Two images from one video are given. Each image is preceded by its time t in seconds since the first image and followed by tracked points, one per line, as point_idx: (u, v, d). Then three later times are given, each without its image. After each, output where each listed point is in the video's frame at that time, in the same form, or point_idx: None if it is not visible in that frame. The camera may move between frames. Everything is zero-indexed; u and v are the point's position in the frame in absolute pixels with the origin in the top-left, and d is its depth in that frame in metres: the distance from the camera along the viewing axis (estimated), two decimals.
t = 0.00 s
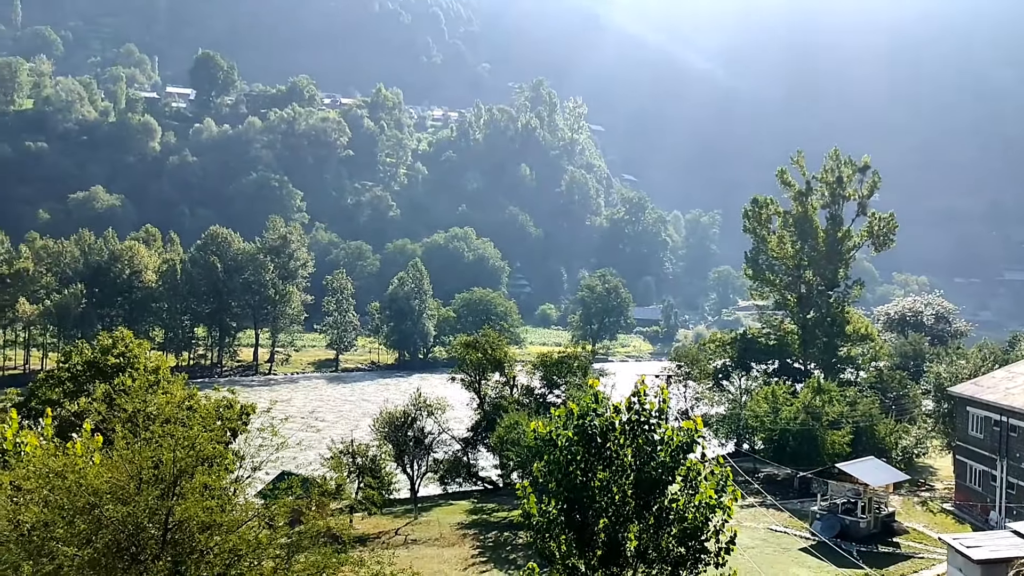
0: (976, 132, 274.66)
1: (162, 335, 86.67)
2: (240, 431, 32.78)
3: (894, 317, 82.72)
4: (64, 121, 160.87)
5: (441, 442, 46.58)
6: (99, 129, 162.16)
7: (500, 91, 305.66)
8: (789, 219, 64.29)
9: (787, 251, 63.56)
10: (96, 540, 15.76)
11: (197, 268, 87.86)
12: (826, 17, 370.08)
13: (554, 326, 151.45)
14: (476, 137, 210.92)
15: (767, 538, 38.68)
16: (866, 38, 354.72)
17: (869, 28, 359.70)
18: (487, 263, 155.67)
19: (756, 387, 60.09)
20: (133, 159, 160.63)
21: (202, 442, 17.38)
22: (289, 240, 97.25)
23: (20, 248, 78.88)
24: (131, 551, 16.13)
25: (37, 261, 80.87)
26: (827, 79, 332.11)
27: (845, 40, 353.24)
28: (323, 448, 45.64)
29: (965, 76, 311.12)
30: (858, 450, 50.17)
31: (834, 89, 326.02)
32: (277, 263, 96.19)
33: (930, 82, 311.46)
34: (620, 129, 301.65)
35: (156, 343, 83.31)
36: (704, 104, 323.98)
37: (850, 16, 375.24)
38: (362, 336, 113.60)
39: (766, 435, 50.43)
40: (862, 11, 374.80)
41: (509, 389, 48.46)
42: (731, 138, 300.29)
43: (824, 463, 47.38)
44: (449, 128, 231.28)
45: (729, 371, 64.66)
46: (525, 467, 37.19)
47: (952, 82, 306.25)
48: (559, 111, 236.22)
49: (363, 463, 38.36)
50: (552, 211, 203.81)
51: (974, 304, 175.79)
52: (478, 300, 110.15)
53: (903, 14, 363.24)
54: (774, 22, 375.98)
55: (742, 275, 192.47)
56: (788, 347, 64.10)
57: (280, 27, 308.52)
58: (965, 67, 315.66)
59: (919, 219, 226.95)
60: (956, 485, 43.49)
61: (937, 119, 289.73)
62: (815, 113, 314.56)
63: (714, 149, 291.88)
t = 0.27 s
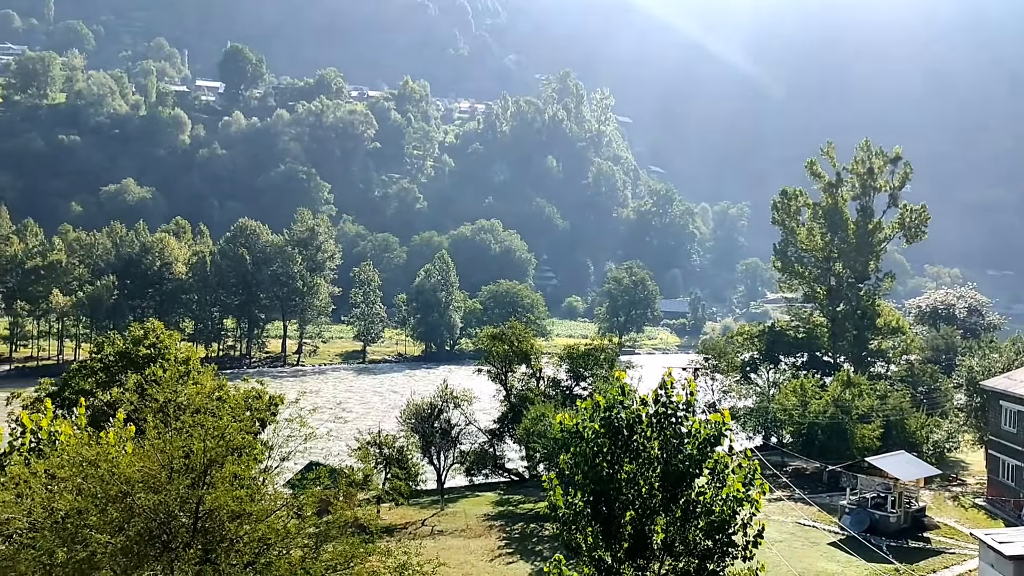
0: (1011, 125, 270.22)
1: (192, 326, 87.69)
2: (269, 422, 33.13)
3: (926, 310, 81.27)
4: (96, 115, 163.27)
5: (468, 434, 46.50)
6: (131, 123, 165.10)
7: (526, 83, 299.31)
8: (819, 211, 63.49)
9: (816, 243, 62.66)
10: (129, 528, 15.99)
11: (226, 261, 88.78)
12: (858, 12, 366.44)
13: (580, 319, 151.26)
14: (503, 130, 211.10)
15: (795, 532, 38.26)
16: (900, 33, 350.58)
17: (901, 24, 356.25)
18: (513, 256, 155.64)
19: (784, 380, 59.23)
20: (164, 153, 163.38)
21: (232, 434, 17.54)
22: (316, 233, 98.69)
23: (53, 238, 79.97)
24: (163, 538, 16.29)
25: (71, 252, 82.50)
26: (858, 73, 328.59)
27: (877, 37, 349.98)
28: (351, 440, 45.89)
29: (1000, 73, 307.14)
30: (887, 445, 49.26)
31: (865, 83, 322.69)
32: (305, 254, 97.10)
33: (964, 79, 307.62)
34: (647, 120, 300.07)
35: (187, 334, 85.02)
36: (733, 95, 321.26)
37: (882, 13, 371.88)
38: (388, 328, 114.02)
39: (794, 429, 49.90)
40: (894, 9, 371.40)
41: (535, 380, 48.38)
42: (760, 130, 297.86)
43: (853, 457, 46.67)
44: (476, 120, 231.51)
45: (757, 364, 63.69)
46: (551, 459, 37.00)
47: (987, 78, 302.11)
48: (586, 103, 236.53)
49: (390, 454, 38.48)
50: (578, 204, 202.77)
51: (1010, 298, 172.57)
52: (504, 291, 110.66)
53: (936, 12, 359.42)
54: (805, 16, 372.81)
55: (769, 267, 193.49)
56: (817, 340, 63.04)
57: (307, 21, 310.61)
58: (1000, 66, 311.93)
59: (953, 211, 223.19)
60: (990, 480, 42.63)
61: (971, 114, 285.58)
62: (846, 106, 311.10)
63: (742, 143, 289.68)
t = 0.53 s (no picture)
0: None
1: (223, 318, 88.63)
2: (298, 414, 33.38)
3: (960, 305, 79.77)
4: (129, 111, 165.33)
5: (495, 428, 46.53)
6: (162, 117, 166.95)
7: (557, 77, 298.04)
8: (851, 204, 62.33)
9: (848, 236, 61.74)
10: (162, 518, 16.28)
11: (256, 254, 89.25)
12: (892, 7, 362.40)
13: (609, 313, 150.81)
14: (531, 124, 210.96)
15: (825, 528, 37.76)
16: (934, 31, 346.02)
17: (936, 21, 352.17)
18: (541, 249, 155.27)
19: (815, 375, 58.40)
20: (195, 147, 164.90)
21: (262, 425, 17.69)
22: (345, 227, 100.14)
23: (86, 231, 81.20)
24: (196, 528, 16.62)
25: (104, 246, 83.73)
26: (892, 66, 324.16)
27: (911, 32, 345.70)
28: (380, 433, 46.23)
29: None
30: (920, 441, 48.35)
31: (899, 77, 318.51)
32: (334, 248, 98.99)
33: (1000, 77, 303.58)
34: (678, 112, 297.84)
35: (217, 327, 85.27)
36: (764, 86, 317.77)
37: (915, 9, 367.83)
38: (417, 322, 114.53)
39: (824, 424, 49.60)
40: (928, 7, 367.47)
41: (562, 374, 48.27)
42: (792, 122, 294.53)
43: (883, 452, 46.10)
44: (504, 114, 231.47)
45: (787, 360, 63.18)
46: (579, 453, 36.89)
47: None
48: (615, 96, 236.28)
49: (418, 447, 38.71)
50: (606, 196, 201.30)
51: None
52: (532, 285, 110.95)
53: (971, 8, 355.01)
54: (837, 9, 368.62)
55: (800, 261, 191.16)
56: (849, 335, 62.14)
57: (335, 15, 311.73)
58: None
59: (990, 205, 218.93)
60: None
61: (1009, 111, 281.24)
62: (879, 99, 306.85)
63: (774, 134, 286.51)
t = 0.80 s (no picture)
0: None
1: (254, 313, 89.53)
2: (327, 408, 33.63)
3: (997, 301, 78.41)
4: (161, 107, 167.64)
5: (524, 423, 46.48)
6: (194, 113, 169.44)
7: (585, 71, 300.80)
8: (884, 198, 61.43)
9: (880, 231, 60.82)
10: (196, 510, 16.50)
11: (286, 249, 91.68)
12: None
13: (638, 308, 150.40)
14: (559, 118, 210.78)
15: (858, 526, 37.34)
16: (968, 27, 341.12)
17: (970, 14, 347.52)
18: (569, 245, 154.86)
19: (848, 370, 57.73)
20: (227, 144, 166.40)
21: (293, 418, 17.86)
22: (374, 222, 101.09)
23: (121, 227, 83.51)
24: (228, 520, 16.78)
25: (138, 240, 85.57)
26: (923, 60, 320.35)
27: (944, 24, 341.01)
28: (409, 427, 46.37)
29: None
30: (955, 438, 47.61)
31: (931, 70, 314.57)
32: (364, 243, 99.89)
33: None
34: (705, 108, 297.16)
35: (249, 321, 85.34)
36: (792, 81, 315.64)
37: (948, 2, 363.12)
38: (446, 317, 114.89)
39: (857, 421, 48.80)
40: None
41: (591, 369, 48.22)
42: (821, 116, 291.97)
43: (918, 449, 45.48)
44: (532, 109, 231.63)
45: (819, 355, 61.94)
46: (607, 448, 36.73)
47: None
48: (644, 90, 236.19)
49: (446, 441, 38.90)
50: (636, 190, 200.33)
51: None
52: (560, 280, 110.67)
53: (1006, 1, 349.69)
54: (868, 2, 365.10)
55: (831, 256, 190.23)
56: (882, 331, 61.20)
57: (362, 12, 313.75)
58: None
59: None
60: None
61: None
62: (910, 92, 303.26)
63: (803, 129, 284.31)
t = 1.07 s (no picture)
0: None
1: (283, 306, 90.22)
2: (356, 401, 33.77)
3: None
4: (192, 102, 169.64)
5: (552, 416, 46.56)
6: (224, 108, 171.21)
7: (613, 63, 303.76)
8: (918, 190, 60.66)
9: (913, 225, 59.98)
10: (227, 501, 16.56)
11: (315, 243, 91.36)
12: None
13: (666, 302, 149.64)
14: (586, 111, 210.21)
15: (888, 522, 37.03)
16: (1001, 22, 336.12)
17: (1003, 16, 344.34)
18: (597, 239, 153.83)
19: (879, 365, 57.25)
20: (256, 138, 167.67)
21: (322, 412, 17.85)
22: (402, 215, 100.13)
23: (153, 221, 85.09)
24: (258, 512, 16.73)
25: (169, 235, 86.87)
26: (956, 55, 316.71)
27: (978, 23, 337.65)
28: (439, 420, 46.71)
29: None
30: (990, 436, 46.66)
31: (964, 67, 311.04)
32: (391, 237, 98.87)
33: None
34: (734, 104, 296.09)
35: (278, 315, 86.29)
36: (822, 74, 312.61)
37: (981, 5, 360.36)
38: (473, 312, 114.81)
39: (889, 416, 48.24)
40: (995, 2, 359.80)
41: (619, 364, 47.97)
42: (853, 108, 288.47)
43: (950, 445, 44.71)
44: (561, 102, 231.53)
45: (849, 350, 61.76)
46: (636, 443, 36.68)
47: None
48: (673, 83, 235.87)
49: (475, 435, 39.00)
50: (664, 184, 199.31)
51: None
52: (588, 274, 110.03)
53: None
54: None
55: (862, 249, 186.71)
56: (914, 326, 60.02)
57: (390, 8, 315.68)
58: None
59: None
60: None
61: None
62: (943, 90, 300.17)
63: (834, 120, 281.08)
